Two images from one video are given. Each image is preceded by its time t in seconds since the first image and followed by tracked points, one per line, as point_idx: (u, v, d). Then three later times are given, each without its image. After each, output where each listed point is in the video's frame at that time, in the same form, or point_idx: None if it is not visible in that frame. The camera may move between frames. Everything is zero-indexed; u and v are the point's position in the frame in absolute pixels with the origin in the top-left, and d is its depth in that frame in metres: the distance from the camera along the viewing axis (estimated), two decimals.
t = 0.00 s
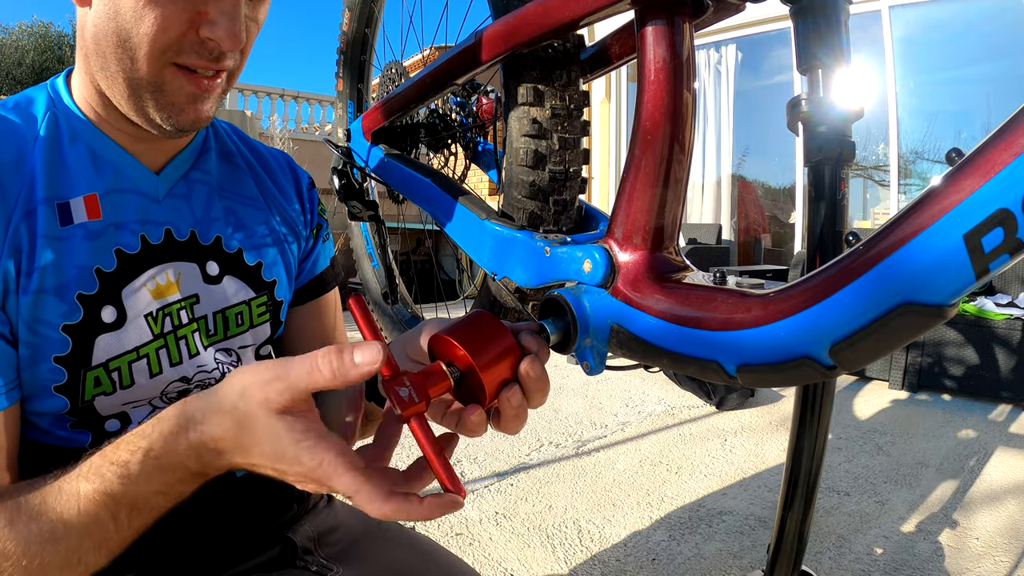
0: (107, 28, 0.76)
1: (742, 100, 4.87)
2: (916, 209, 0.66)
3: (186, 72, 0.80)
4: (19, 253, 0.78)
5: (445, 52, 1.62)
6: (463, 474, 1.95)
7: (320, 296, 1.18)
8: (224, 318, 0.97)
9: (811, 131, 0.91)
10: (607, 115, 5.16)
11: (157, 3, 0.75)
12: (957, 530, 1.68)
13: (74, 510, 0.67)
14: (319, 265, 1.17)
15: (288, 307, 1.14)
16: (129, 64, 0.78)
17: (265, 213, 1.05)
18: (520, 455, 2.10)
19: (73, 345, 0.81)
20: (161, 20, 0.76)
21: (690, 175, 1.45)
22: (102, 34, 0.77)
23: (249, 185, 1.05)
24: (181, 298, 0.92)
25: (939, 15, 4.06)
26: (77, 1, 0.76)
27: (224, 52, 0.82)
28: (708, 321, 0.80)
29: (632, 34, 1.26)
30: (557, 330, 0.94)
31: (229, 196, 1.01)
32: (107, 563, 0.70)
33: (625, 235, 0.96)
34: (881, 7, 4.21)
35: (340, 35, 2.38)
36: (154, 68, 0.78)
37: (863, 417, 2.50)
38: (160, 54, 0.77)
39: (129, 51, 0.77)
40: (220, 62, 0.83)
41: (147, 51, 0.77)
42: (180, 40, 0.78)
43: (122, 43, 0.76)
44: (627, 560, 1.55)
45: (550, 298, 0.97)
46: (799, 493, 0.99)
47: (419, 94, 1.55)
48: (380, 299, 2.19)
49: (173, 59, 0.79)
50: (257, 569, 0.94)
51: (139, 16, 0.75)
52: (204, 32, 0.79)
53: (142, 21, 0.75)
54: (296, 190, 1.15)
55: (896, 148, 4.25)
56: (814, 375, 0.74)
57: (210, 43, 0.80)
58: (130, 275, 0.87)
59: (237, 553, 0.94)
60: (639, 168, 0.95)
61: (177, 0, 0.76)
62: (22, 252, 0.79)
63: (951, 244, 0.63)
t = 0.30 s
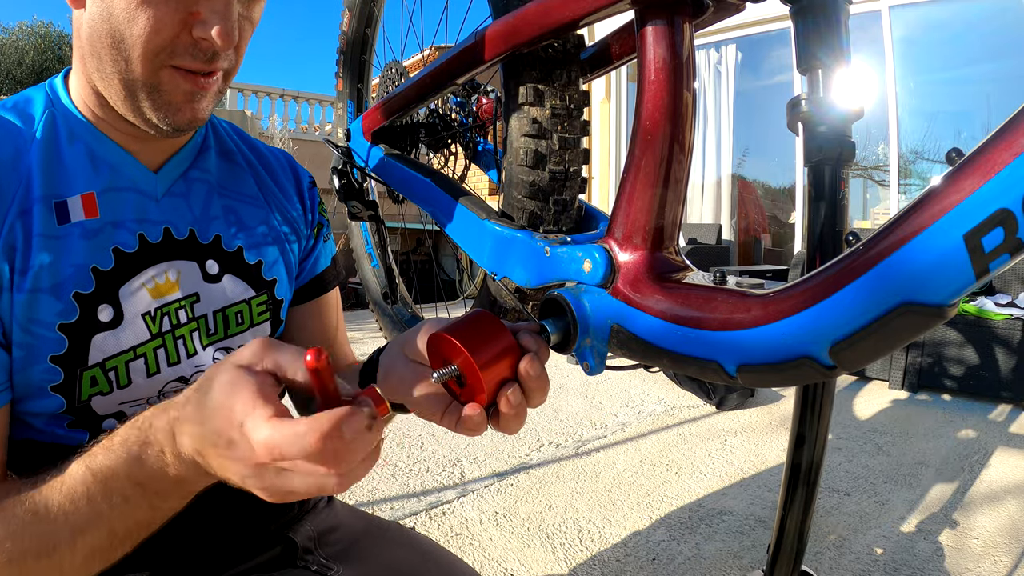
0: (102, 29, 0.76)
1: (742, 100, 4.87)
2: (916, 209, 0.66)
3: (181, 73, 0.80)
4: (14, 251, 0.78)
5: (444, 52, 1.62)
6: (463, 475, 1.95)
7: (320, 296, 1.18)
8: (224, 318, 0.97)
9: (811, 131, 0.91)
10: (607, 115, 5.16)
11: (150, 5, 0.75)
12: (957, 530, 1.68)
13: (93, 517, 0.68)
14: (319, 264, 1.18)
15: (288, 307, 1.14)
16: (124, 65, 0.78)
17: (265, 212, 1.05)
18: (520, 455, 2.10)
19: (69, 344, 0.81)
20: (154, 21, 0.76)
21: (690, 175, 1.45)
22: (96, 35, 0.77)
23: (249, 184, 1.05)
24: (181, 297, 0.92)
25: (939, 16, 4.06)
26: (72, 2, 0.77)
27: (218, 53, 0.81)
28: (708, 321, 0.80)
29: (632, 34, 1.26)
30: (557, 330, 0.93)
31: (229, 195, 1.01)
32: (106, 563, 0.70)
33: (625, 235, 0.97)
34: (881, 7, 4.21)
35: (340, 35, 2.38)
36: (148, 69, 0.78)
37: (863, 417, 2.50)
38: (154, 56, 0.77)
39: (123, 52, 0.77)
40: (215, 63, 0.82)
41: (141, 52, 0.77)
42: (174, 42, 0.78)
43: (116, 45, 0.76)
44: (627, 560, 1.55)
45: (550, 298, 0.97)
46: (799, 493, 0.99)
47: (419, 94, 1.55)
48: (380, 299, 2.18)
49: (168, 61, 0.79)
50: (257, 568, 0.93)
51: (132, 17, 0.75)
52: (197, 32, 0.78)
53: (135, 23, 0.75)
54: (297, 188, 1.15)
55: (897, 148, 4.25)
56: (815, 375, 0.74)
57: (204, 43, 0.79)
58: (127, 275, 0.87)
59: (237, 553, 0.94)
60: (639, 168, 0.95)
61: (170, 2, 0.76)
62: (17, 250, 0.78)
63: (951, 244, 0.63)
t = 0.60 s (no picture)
0: (95, 28, 0.76)
1: (742, 100, 4.87)
2: (916, 208, 0.66)
3: (179, 68, 0.80)
4: (14, 253, 0.78)
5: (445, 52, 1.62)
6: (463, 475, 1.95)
7: (317, 293, 1.18)
8: (221, 316, 0.97)
9: (811, 131, 0.91)
10: (607, 115, 5.16)
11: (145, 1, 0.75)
12: (957, 530, 1.68)
13: (96, 515, 0.68)
14: (316, 261, 1.17)
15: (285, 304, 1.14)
16: (121, 62, 0.78)
17: (260, 210, 1.05)
18: (520, 455, 2.11)
19: (68, 345, 0.81)
20: (149, 19, 0.75)
21: (690, 175, 1.45)
22: (89, 34, 0.76)
23: (243, 181, 1.05)
24: (175, 297, 0.92)
25: (939, 15, 4.06)
26: (62, 3, 0.76)
27: (216, 45, 0.82)
28: (708, 321, 0.80)
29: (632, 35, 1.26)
30: (557, 330, 0.93)
31: (224, 194, 1.01)
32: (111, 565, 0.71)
33: (625, 235, 0.97)
34: (881, 7, 4.20)
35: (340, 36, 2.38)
36: (147, 67, 0.78)
37: (863, 417, 2.50)
38: (152, 54, 0.77)
39: (120, 50, 0.77)
40: (213, 58, 0.83)
41: (138, 50, 0.77)
42: (171, 38, 0.78)
43: (111, 43, 0.76)
44: (627, 560, 1.55)
45: (550, 298, 0.97)
46: (799, 493, 0.99)
47: (419, 94, 1.55)
48: (380, 299, 2.18)
49: (167, 58, 0.79)
50: (256, 568, 0.93)
51: (128, 15, 0.75)
52: (194, 27, 0.79)
53: (131, 20, 0.75)
54: (293, 186, 1.15)
55: (896, 148, 4.25)
56: (814, 375, 0.74)
57: (201, 37, 0.80)
58: (123, 274, 0.87)
59: (238, 553, 0.95)
60: (639, 167, 0.95)
61: None
62: (17, 251, 0.78)
63: (951, 244, 0.63)
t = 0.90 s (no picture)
0: (101, 26, 0.75)
1: (742, 100, 4.87)
2: (916, 209, 0.66)
3: (185, 70, 0.80)
4: (7, 255, 0.78)
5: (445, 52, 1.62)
6: (463, 475, 1.95)
7: (315, 296, 1.19)
8: (218, 319, 0.97)
9: (811, 131, 0.91)
10: (607, 115, 5.16)
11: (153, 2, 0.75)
12: (957, 530, 1.68)
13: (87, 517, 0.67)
14: (314, 264, 1.17)
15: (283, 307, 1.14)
16: (126, 62, 0.77)
17: (258, 212, 1.05)
18: (520, 455, 2.11)
19: (64, 348, 0.81)
20: (156, 19, 0.75)
21: (690, 175, 1.45)
22: (94, 33, 0.76)
23: (240, 183, 1.05)
24: (172, 300, 0.92)
25: (939, 15, 4.06)
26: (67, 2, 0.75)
27: (223, 47, 0.82)
28: (708, 321, 0.80)
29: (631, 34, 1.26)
30: (557, 329, 0.93)
31: (221, 195, 1.01)
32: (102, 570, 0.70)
33: (625, 235, 0.97)
34: (881, 7, 4.20)
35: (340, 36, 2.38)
36: (153, 67, 0.78)
37: (863, 417, 2.49)
38: (158, 54, 0.77)
39: (126, 50, 0.76)
40: (218, 61, 0.83)
41: (145, 50, 0.76)
42: (177, 39, 0.78)
43: (117, 43, 0.76)
44: (627, 560, 1.55)
45: (550, 298, 0.97)
46: (799, 493, 0.99)
47: (419, 94, 1.55)
48: (380, 299, 2.18)
49: (173, 59, 0.79)
50: (257, 569, 0.94)
51: (135, 15, 0.75)
52: (201, 29, 0.79)
53: (138, 21, 0.75)
54: (290, 187, 1.15)
55: (896, 148, 4.25)
56: (815, 375, 0.74)
57: (209, 38, 0.80)
58: (120, 277, 0.87)
59: (237, 555, 0.95)
60: (639, 168, 0.95)
61: None
62: (10, 253, 0.78)
63: (951, 244, 0.63)
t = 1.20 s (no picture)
0: (103, 31, 0.75)
1: (742, 100, 4.87)
2: (916, 209, 0.66)
3: (184, 80, 0.80)
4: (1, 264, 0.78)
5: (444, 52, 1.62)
6: (463, 475, 1.95)
7: (314, 299, 1.19)
8: (217, 324, 0.96)
9: (811, 131, 0.91)
10: (607, 115, 5.16)
11: (156, 10, 0.75)
12: (957, 530, 1.68)
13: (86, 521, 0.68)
14: (313, 268, 1.17)
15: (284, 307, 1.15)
16: (125, 69, 0.77)
17: (257, 215, 1.04)
18: (520, 455, 2.10)
19: (59, 357, 0.81)
20: (158, 26, 0.75)
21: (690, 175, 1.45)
22: (96, 36, 0.76)
23: (240, 186, 1.04)
24: (172, 306, 0.91)
25: (939, 15, 4.06)
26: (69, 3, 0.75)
27: (223, 57, 0.82)
28: (708, 322, 0.80)
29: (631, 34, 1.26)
30: (556, 329, 0.94)
31: (219, 199, 1.01)
32: None
33: (625, 235, 0.97)
34: (881, 7, 4.20)
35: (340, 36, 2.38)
36: (152, 75, 0.78)
37: (863, 417, 2.49)
38: (157, 62, 0.77)
39: (127, 56, 0.76)
40: (217, 71, 0.83)
41: (144, 57, 0.76)
42: (179, 48, 0.78)
43: (118, 47, 0.76)
44: (627, 560, 1.55)
45: (550, 298, 0.98)
46: (799, 493, 0.99)
47: (419, 94, 1.55)
48: (380, 298, 2.18)
49: (171, 67, 0.78)
50: (258, 569, 0.92)
51: (137, 21, 0.75)
52: (203, 37, 0.78)
53: (139, 27, 0.75)
54: (290, 189, 1.14)
55: (897, 148, 4.25)
56: (815, 375, 0.74)
57: (210, 47, 0.80)
58: (117, 284, 0.86)
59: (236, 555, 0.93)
60: (639, 167, 0.95)
61: (175, 6, 0.76)
62: (3, 262, 0.79)
63: (951, 244, 0.63)
